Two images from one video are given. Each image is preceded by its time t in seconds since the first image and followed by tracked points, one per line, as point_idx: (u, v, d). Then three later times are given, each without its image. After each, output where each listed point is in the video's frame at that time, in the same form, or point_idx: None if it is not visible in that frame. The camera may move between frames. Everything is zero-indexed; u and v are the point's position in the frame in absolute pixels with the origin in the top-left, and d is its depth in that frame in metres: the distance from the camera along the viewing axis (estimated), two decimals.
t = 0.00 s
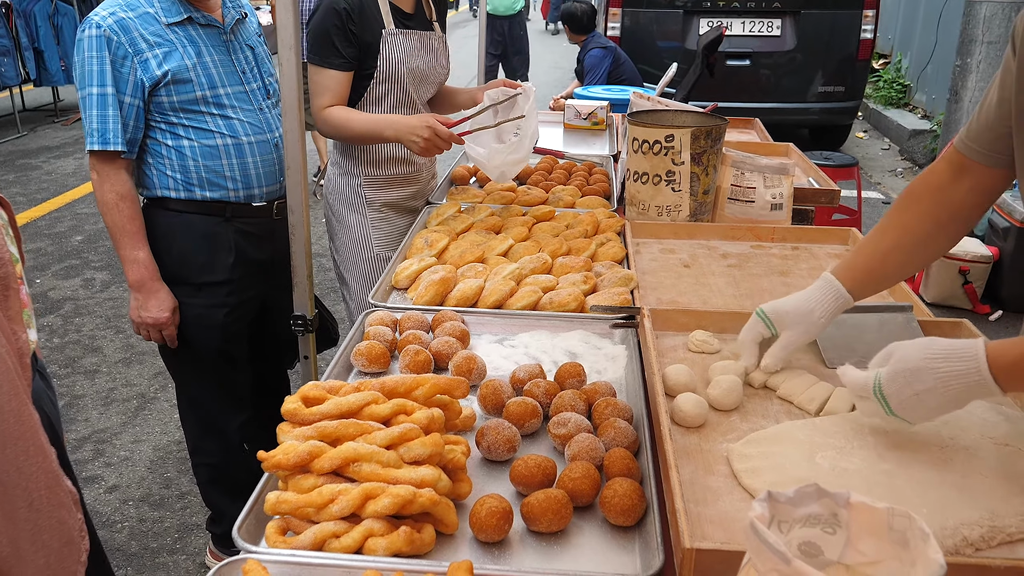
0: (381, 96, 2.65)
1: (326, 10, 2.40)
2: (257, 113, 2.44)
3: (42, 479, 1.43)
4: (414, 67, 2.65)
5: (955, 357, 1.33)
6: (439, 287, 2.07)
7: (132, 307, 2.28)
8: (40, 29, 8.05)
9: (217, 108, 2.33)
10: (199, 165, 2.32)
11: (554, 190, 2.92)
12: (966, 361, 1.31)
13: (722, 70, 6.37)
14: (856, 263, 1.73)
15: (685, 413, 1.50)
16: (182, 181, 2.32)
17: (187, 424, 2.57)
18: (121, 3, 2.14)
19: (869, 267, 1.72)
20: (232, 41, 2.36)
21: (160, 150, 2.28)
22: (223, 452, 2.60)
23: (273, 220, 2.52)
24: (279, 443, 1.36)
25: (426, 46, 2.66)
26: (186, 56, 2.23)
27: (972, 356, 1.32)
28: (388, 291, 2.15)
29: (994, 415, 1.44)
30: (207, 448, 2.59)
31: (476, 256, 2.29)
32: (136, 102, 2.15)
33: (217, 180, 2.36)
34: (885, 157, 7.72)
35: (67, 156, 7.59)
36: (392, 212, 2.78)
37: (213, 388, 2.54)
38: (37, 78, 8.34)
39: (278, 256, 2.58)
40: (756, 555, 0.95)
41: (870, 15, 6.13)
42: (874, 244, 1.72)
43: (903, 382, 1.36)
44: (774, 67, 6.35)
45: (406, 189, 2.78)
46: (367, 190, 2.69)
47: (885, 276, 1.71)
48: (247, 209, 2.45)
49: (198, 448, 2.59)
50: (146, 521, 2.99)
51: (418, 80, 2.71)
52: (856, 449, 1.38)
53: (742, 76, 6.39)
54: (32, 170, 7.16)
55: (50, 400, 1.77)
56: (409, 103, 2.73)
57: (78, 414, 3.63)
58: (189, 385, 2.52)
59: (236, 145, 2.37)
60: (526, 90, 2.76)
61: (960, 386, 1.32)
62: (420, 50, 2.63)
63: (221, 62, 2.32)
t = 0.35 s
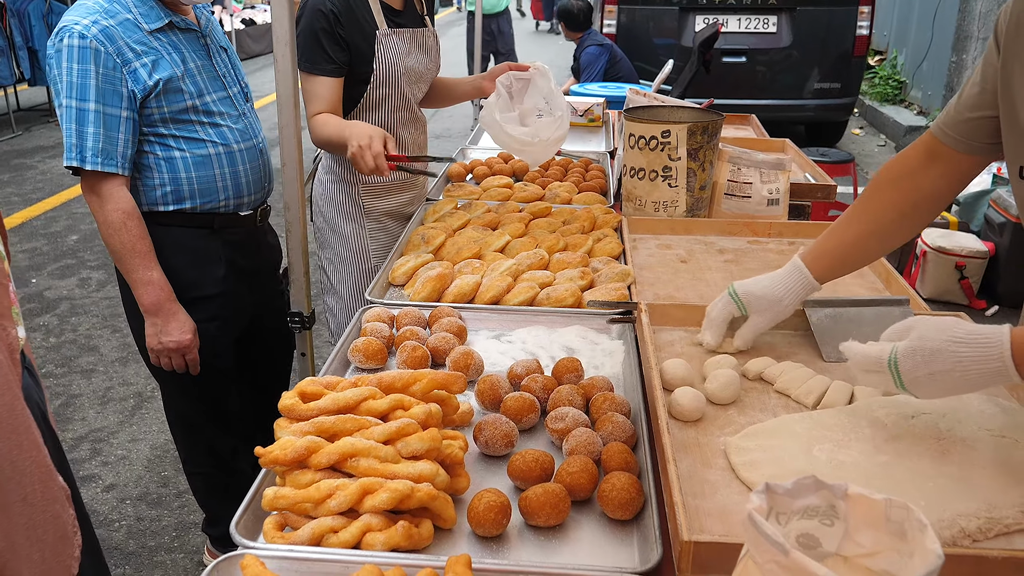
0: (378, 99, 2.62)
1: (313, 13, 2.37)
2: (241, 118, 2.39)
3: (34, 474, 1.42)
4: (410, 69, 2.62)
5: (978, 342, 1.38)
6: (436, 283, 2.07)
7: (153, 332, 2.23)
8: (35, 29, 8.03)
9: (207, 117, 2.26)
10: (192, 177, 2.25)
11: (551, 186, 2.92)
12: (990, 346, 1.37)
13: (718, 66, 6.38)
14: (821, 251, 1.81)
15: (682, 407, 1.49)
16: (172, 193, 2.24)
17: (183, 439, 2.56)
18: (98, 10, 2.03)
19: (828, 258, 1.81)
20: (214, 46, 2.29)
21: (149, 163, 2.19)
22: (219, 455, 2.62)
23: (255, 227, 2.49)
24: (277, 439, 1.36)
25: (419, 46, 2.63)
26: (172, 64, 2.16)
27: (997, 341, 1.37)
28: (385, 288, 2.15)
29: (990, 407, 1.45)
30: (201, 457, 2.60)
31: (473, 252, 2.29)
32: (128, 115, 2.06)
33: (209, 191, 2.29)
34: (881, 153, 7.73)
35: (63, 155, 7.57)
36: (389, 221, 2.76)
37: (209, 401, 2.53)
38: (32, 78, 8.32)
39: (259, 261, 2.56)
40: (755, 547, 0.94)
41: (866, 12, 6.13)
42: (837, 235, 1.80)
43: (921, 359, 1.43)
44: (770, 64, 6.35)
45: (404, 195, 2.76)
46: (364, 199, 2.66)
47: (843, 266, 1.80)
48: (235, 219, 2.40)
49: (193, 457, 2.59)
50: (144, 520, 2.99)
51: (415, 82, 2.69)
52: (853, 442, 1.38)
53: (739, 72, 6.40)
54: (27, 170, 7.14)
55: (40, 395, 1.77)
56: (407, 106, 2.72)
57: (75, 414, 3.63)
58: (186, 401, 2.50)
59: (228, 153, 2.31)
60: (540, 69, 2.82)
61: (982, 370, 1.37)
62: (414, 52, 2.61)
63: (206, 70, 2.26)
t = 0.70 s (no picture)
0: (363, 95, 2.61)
1: None
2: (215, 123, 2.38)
3: (18, 466, 1.42)
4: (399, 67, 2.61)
5: (955, 317, 1.39)
6: (431, 278, 2.07)
7: (132, 334, 2.16)
8: (26, 27, 7.99)
9: (185, 120, 2.25)
10: (170, 180, 2.23)
11: (545, 181, 2.92)
12: (963, 326, 1.37)
13: (712, 62, 6.37)
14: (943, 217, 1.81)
15: (678, 399, 1.49)
16: (148, 196, 2.20)
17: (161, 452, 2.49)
18: (78, 8, 2.00)
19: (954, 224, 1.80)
20: (188, 50, 2.29)
21: (125, 165, 2.15)
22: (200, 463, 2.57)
23: (221, 234, 2.45)
24: (272, 433, 1.36)
25: (412, 44, 2.63)
26: (153, 65, 2.14)
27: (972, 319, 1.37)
28: (379, 283, 2.15)
29: (984, 397, 1.45)
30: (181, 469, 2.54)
31: (468, 247, 2.29)
32: (111, 114, 2.03)
33: (186, 194, 2.28)
34: (874, 148, 7.74)
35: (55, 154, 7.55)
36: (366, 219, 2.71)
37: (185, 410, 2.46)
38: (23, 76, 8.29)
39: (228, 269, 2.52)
40: (751, 537, 0.95)
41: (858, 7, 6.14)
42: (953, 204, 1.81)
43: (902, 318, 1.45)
44: (763, 59, 6.36)
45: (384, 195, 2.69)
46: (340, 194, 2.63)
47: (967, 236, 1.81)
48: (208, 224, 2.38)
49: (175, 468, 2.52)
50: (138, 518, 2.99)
51: (402, 81, 2.67)
52: (848, 433, 1.38)
53: (732, 68, 6.40)
54: (19, 169, 7.12)
55: (26, 389, 1.77)
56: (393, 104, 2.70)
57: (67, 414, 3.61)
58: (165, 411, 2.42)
59: (204, 156, 2.30)
60: (540, 79, 2.75)
61: (953, 342, 1.39)
62: (404, 50, 2.61)
63: (182, 72, 2.25)
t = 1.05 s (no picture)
0: (348, 88, 2.60)
1: None
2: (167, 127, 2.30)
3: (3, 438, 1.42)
4: (387, 63, 2.58)
5: (966, 295, 1.37)
6: (426, 272, 2.07)
7: (74, 328, 2.05)
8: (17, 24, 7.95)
9: (143, 118, 2.17)
10: (122, 177, 2.13)
11: (540, 175, 2.91)
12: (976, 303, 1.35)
13: (706, 57, 6.36)
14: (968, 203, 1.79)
15: (676, 390, 1.49)
16: (98, 189, 2.10)
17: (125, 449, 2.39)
18: None
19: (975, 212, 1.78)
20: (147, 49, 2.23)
21: (81, 155, 2.04)
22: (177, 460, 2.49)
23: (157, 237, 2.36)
24: (268, 425, 1.35)
25: (405, 42, 2.59)
26: (124, 58, 2.08)
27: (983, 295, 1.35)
28: (374, 277, 2.14)
29: (981, 386, 1.45)
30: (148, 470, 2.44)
31: (463, 241, 2.28)
32: (78, 100, 1.95)
33: (135, 193, 2.18)
34: (868, 143, 7.76)
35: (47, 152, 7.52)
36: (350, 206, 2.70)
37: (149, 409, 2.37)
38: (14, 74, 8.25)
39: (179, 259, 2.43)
40: (749, 524, 0.94)
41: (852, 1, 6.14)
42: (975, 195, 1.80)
43: (913, 306, 1.43)
44: (757, 54, 6.36)
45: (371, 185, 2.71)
46: (324, 181, 2.64)
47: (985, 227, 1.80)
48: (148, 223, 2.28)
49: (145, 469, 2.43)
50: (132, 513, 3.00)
51: (391, 77, 2.64)
52: (845, 422, 1.38)
53: (726, 63, 6.39)
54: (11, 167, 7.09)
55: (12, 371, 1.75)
56: (379, 97, 2.67)
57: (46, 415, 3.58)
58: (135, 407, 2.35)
59: (158, 157, 2.21)
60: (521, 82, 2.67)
61: (968, 322, 1.37)
62: (397, 47, 2.57)
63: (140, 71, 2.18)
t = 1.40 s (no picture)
0: (352, 92, 2.55)
1: None
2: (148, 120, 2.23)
3: None
4: (388, 61, 2.54)
5: (983, 241, 1.40)
6: (427, 260, 2.06)
7: (129, 331, 2.06)
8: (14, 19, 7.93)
9: (131, 113, 2.10)
10: (117, 179, 2.08)
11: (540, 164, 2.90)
12: (990, 250, 1.38)
13: (705, 48, 6.34)
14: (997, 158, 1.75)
15: (678, 374, 1.49)
16: (95, 195, 2.05)
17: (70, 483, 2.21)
18: None
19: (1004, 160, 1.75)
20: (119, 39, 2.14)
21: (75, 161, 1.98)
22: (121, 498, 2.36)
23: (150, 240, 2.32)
24: (269, 412, 1.35)
25: (399, 37, 2.56)
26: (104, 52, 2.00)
27: (999, 244, 1.37)
28: (374, 266, 2.13)
29: (985, 369, 1.45)
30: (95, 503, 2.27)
31: (463, 230, 2.27)
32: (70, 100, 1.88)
33: (131, 193, 2.13)
34: (867, 134, 7.74)
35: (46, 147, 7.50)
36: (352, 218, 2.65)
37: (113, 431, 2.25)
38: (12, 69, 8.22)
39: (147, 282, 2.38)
40: (754, 504, 0.94)
41: None
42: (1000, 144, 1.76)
43: (923, 253, 1.46)
44: (756, 45, 6.34)
45: (373, 194, 2.64)
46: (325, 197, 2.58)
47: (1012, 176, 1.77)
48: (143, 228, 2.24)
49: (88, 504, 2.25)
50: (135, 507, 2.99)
51: (390, 77, 2.61)
52: (848, 405, 1.37)
53: (725, 54, 6.37)
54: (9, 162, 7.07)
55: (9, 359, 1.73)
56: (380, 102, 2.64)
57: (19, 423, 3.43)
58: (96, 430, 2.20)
59: (147, 155, 2.16)
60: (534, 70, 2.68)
61: (980, 269, 1.39)
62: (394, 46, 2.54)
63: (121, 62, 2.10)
